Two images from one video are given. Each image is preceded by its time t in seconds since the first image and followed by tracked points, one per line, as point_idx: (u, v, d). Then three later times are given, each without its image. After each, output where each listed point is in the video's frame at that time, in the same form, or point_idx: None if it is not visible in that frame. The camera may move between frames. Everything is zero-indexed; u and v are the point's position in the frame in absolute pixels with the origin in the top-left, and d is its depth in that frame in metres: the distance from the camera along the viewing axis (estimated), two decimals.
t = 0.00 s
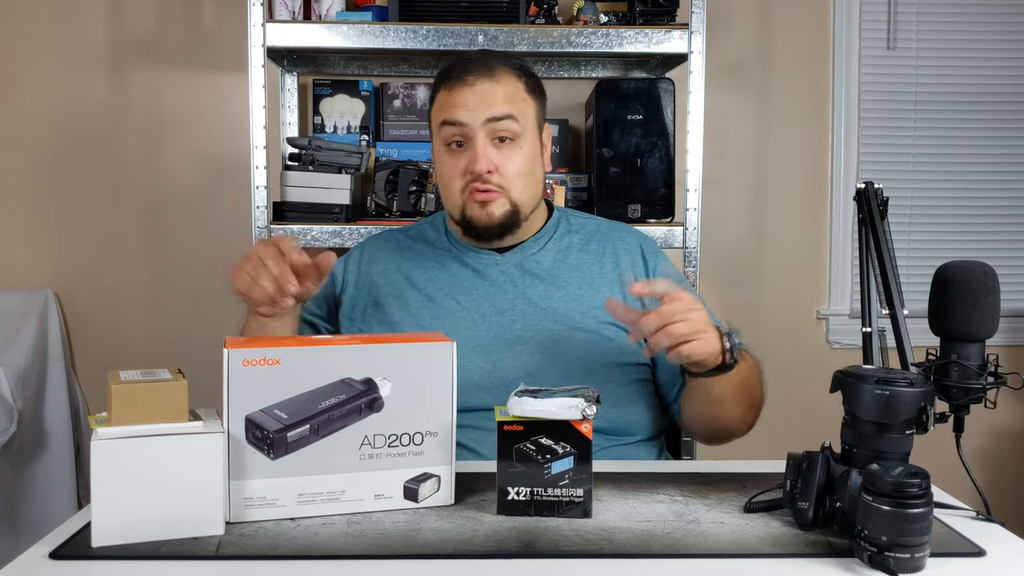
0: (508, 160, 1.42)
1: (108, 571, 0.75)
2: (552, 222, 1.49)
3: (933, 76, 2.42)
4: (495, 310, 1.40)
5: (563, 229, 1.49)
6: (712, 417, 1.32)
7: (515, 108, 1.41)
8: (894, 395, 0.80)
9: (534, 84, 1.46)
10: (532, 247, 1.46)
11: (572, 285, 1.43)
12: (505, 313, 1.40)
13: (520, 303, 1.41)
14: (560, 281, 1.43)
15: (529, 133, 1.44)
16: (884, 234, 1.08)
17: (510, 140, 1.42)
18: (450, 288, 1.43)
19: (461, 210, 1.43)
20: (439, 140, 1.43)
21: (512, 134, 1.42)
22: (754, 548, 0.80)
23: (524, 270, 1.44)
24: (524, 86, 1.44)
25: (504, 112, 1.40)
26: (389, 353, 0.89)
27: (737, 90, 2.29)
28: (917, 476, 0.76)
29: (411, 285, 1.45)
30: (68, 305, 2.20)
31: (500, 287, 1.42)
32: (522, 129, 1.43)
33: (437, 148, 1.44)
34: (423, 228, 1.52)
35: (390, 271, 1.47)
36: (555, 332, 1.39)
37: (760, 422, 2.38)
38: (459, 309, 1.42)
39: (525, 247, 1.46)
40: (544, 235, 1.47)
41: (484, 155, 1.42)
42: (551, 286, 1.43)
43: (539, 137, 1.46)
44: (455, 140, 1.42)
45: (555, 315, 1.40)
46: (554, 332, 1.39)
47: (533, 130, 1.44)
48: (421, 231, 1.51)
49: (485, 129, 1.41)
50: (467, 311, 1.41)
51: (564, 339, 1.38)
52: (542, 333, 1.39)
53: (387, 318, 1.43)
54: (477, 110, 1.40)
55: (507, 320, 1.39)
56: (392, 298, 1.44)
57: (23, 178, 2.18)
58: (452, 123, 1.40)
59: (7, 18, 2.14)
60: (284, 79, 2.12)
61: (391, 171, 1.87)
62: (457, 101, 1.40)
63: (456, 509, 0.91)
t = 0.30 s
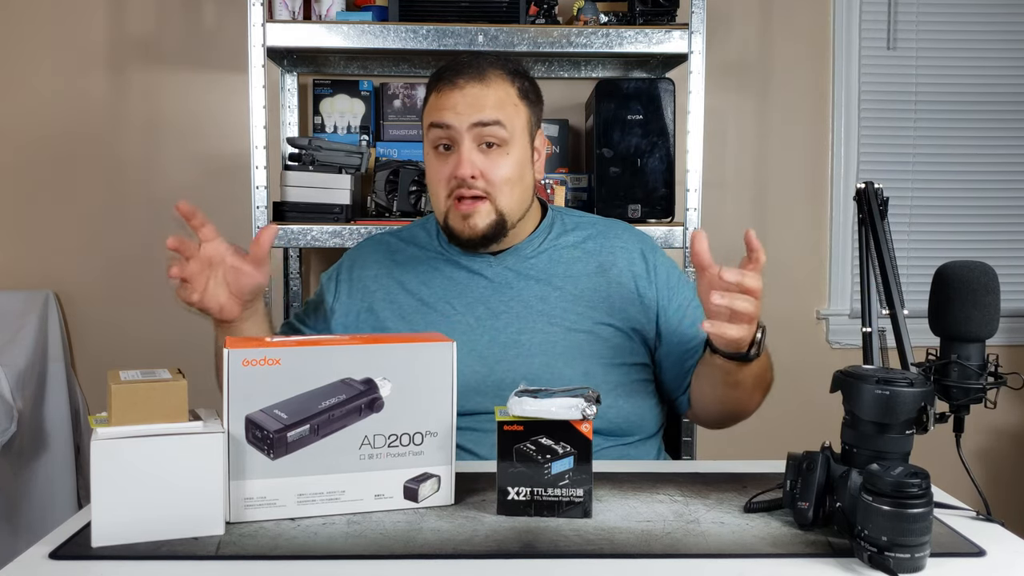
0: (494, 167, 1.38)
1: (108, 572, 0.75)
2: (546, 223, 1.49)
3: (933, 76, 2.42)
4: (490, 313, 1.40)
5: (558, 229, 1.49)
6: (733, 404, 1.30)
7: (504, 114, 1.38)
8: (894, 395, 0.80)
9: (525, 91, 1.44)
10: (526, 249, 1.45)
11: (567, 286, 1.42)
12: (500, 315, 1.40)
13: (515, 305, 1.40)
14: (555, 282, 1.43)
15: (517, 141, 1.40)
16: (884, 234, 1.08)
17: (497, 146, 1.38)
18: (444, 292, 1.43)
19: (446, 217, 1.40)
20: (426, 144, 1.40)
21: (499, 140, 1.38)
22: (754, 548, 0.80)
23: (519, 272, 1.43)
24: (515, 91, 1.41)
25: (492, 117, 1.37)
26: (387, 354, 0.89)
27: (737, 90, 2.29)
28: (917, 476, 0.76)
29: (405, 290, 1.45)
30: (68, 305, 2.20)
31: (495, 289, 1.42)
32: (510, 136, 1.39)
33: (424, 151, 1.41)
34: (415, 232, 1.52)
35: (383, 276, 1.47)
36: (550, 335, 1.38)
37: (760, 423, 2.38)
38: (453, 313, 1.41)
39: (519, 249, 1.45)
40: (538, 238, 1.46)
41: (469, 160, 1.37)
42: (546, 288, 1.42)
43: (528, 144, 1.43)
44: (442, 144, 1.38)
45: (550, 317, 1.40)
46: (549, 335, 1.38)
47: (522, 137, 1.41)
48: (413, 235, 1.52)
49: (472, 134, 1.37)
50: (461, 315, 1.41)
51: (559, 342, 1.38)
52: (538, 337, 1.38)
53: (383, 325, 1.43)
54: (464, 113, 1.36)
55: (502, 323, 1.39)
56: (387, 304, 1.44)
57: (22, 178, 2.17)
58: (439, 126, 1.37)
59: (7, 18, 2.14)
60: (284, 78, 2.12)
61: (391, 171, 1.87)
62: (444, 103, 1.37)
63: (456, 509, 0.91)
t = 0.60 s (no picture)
0: (500, 162, 1.38)
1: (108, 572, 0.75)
2: (543, 223, 1.49)
3: (933, 76, 2.42)
4: (489, 315, 1.40)
5: (556, 230, 1.49)
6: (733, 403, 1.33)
7: (510, 110, 1.38)
8: (894, 395, 0.80)
9: (533, 90, 1.44)
10: (524, 250, 1.45)
11: (566, 287, 1.43)
12: (498, 318, 1.40)
13: (514, 307, 1.40)
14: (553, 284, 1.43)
15: (523, 139, 1.40)
16: (884, 234, 1.08)
17: (503, 143, 1.38)
18: (443, 295, 1.43)
19: (447, 209, 1.39)
20: (430, 137, 1.39)
21: (506, 137, 1.38)
22: (754, 548, 0.80)
23: (517, 273, 1.43)
24: (524, 91, 1.41)
25: (500, 112, 1.37)
26: (387, 355, 0.89)
27: (737, 90, 2.29)
28: (917, 476, 0.76)
29: (404, 293, 1.45)
30: (68, 305, 2.20)
31: (494, 291, 1.42)
32: (517, 133, 1.39)
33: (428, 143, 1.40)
34: (414, 233, 1.52)
35: (382, 277, 1.47)
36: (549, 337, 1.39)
37: (760, 422, 2.38)
38: (452, 315, 1.41)
39: (516, 250, 1.44)
40: (536, 239, 1.46)
41: (475, 153, 1.36)
42: (544, 289, 1.42)
43: (534, 142, 1.43)
44: (447, 137, 1.38)
45: (548, 319, 1.40)
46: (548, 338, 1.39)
47: (528, 134, 1.41)
48: (412, 236, 1.52)
49: (479, 128, 1.36)
50: (460, 317, 1.41)
51: (556, 345, 1.38)
52: (536, 340, 1.38)
53: (382, 327, 1.43)
54: (472, 107, 1.36)
55: (501, 326, 1.39)
56: (386, 307, 1.44)
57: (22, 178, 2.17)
58: (446, 119, 1.37)
59: (7, 18, 2.14)
60: (284, 78, 2.12)
61: (391, 171, 1.87)
62: (452, 97, 1.37)
63: (456, 509, 0.91)
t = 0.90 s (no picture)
0: (542, 161, 1.43)
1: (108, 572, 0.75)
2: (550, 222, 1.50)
3: (933, 76, 2.42)
4: (494, 315, 1.39)
5: (562, 228, 1.49)
6: (744, 386, 1.35)
7: (555, 111, 1.44)
8: (894, 395, 0.80)
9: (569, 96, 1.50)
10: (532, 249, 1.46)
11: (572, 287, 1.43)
12: (504, 317, 1.39)
13: (520, 307, 1.40)
14: (559, 283, 1.43)
15: (561, 141, 1.46)
16: (884, 234, 1.08)
17: (545, 142, 1.43)
18: (448, 291, 1.42)
19: (482, 200, 1.42)
20: (473, 128, 1.42)
21: (548, 137, 1.43)
22: (754, 548, 0.80)
23: (523, 272, 1.43)
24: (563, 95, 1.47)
25: (547, 112, 1.42)
26: (389, 354, 0.89)
27: (737, 90, 2.29)
28: (917, 476, 0.76)
29: (409, 287, 1.43)
30: (68, 305, 2.19)
31: (500, 290, 1.42)
32: (557, 135, 1.45)
33: (469, 134, 1.43)
34: (421, 227, 1.51)
35: (387, 271, 1.45)
36: (552, 338, 1.38)
37: (760, 422, 2.38)
38: (458, 313, 1.40)
39: (524, 249, 1.46)
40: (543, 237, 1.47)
41: (522, 149, 1.42)
42: (549, 288, 1.42)
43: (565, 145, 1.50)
44: (492, 131, 1.42)
45: (554, 319, 1.40)
46: (552, 338, 1.38)
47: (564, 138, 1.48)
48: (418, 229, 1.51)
49: (527, 126, 1.41)
50: (465, 317, 1.39)
51: (561, 346, 1.38)
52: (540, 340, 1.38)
53: (385, 322, 1.42)
54: (520, 105, 1.41)
55: (506, 325, 1.39)
56: (390, 301, 1.42)
57: (22, 178, 2.17)
58: (495, 113, 1.41)
59: (7, 18, 2.14)
60: (284, 79, 2.12)
61: (391, 171, 1.87)
62: (500, 92, 1.41)
63: (456, 509, 0.91)
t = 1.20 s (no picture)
0: (565, 161, 1.39)
1: (108, 572, 0.75)
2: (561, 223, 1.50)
3: (933, 76, 2.42)
4: (503, 318, 1.39)
5: (573, 231, 1.49)
6: (728, 405, 1.38)
7: (576, 112, 1.40)
8: (894, 395, 0.80)
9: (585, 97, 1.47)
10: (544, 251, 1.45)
11: (583, 291, 1.43)
12: (513, 320, 1.39)
13: (529, 310, 1.40)
14: (569, 287, 1.43)
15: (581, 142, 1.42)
16: (884, 234, 1.09)
17: (566, 143, 1.39)
18: (456, 293, 1.42)
19: (505, 202, 1.37)
20: (493, 129, 1.38)
21: (569, 137, 1.39)
22: (754, 548, 0.80)
23: (532, 274, 1.43)
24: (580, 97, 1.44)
25: (569, 113, 1.39)
26: (391, 355, 0.89)
27: (737, 90, 2.29)
28: (917, 476, 0.76)
29: (417, 289, 1.43)
30: (68, 305, 2.19)
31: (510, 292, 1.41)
32: (577, 136, 1.41)
33: (489, 135, 1.39)
34: (429, 227, 1.52)
35: (395, 271, 1.45)
36: (561, 341, 1.38)
37: (760, 422, 2.38)
38: (467, 315, 1.40)
39: (531, 250, 1.45)
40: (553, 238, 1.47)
41: (544, 150, 1.37)
42: (559, 292, 1.42)
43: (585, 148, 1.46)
44: (513, 132, 1.38)
45: (563, 322, 1.39)
46: (562, 341, 1.38)
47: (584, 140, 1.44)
48: (426, 228, 1.51)
49: (549, 126, 1.37)
50: (472, 319, 1.39)
51: (570, 350, 1.37)
52: (549, 343, 1.37)
53: (392, 323, 1.42)
54: (541, 104, 1.37)
55: (514, 328, 1.38)
56: (398, 302, 1.42)
57: (22, 178, 2.17)
58: (516, 114, 1.37)
59: (7, 18, 2.14)
60: (284, 78, 2.12)
61: (391, 171, 1.86)
62: (520, 92, 1.37)
63: (456, 509, 0.91)
